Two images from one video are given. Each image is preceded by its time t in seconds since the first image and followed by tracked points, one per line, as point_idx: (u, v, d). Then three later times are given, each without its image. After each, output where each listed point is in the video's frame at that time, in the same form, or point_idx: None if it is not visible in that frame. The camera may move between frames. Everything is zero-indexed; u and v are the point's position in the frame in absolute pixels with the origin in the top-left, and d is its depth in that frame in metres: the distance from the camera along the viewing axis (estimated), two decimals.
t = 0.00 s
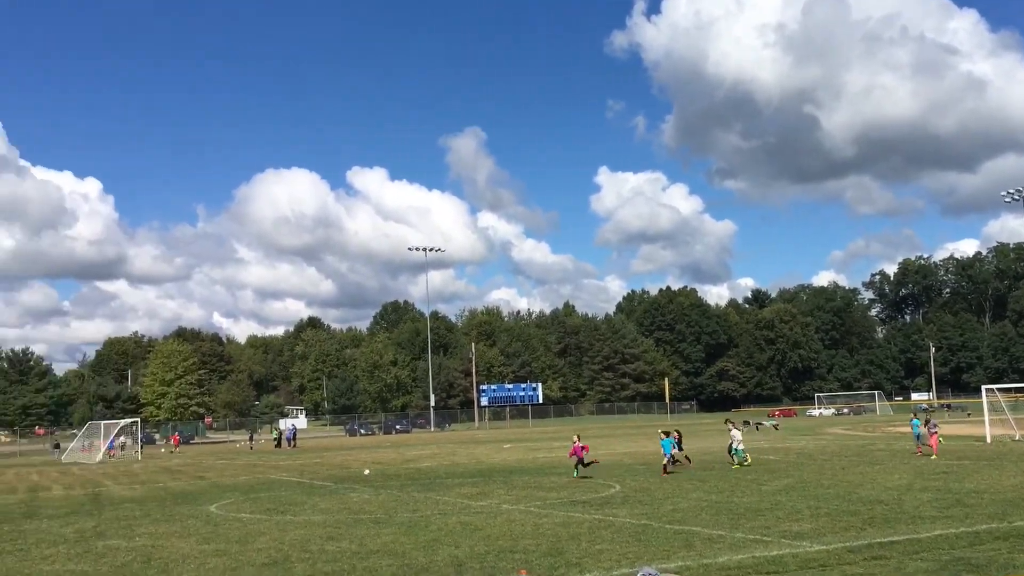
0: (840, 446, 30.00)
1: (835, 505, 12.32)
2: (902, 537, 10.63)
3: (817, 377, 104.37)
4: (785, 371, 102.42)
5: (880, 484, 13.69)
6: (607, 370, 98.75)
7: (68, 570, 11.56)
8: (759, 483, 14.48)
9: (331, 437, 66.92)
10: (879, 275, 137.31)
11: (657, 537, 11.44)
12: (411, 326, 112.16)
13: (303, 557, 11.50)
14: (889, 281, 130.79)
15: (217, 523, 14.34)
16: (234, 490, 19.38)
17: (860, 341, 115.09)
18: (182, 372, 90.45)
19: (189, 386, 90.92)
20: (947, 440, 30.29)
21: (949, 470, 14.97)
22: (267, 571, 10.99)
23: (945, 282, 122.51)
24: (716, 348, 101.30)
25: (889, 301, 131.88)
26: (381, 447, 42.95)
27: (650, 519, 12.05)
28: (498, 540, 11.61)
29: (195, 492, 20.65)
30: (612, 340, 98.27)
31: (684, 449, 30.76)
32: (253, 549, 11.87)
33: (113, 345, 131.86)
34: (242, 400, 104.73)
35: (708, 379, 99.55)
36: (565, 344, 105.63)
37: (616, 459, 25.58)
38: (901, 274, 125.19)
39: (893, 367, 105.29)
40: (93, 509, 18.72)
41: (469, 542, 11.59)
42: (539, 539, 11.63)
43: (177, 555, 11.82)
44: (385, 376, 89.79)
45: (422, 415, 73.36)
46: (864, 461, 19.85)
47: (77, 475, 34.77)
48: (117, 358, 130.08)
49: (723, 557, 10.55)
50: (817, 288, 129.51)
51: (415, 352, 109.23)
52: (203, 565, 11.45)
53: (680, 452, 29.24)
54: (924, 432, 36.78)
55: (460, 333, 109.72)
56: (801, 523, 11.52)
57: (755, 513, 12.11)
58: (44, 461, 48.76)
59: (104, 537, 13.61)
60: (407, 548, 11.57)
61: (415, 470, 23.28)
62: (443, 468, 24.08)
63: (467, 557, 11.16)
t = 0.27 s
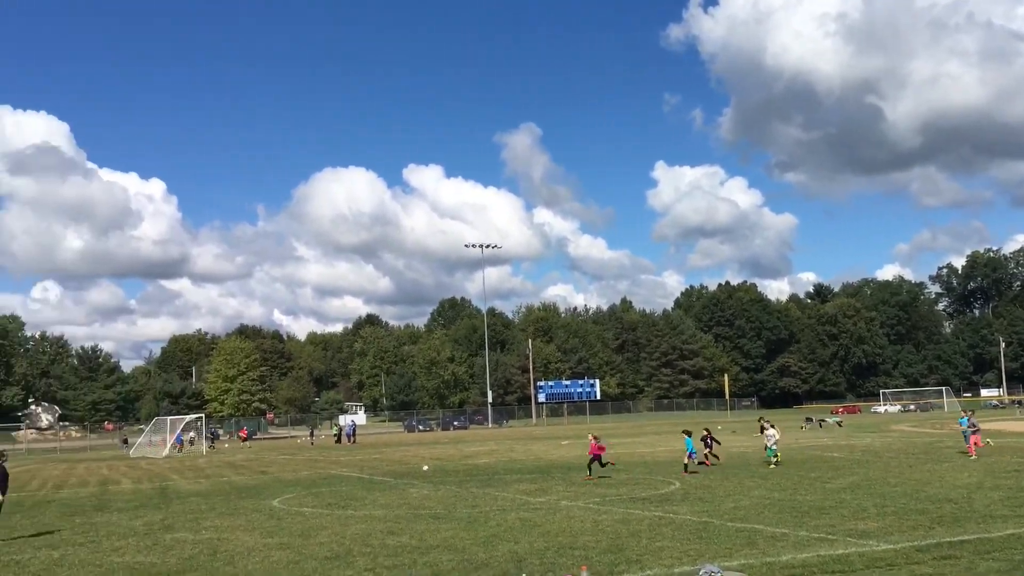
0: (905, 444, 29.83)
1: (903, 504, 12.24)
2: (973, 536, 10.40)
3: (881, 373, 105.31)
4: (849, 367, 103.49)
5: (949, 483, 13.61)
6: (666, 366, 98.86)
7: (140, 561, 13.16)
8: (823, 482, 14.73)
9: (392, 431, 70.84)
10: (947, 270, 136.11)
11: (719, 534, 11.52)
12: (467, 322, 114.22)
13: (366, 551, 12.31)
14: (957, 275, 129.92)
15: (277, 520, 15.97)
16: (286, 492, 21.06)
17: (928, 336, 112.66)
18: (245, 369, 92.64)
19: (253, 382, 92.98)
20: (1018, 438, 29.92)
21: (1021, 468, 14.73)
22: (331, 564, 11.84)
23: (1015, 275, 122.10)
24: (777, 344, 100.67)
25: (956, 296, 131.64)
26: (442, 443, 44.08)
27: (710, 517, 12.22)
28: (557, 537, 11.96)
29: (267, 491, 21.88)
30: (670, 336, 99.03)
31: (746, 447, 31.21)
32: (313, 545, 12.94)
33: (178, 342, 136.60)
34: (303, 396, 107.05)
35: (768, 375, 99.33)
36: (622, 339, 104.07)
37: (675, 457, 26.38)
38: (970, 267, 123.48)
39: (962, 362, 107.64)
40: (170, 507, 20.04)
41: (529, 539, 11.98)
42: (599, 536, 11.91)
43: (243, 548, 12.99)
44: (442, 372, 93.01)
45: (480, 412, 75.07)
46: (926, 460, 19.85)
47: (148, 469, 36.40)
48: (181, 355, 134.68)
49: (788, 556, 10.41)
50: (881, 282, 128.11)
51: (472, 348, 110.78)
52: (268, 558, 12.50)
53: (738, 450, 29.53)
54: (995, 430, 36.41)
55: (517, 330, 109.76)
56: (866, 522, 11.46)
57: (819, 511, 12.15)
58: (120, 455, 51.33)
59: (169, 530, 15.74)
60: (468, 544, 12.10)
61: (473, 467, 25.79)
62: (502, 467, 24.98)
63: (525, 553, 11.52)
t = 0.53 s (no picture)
0: (948, 439, 29.61)
1: (947, 500, 12.15)
2: (1018, 534, 10.23)
3: (924, 367, 106.18)
4: (891, 361, 104.98)
5: (993, 478, 13.53)
6: (703, 359, 100.71)
7: (181, 551, 13.63)
8: (864, 476, 14.89)
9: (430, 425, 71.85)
10: (991, 264, 133.75)
11: (758, 530, 11.57)
12: (504, 316, 115.89)
13: (404, 542, 12.76)
14: (1002, 268, 127.68)
15: (315, 513, 16.48)
16: (325, 487, 21.65)
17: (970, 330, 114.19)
18: (284, 361, 94.14)
19: (292, 374, 94.26)
20: None
21: None
22: (370, 555, 12.24)
23: None
24: (816, 339, 103.05)
25: (1001, 288, 129.44)
26: (480, 436, 44.66)
27: (749, 512, 12.31)
28: (595, 530, 12.16)
29: (310, 484, 22.44)
30: (709, 329, 100.50)
31: (786, 440, 31.55)
32: (350, 537, 13.45)
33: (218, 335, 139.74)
34: (340, 389, 108.57)
35: (809, 369, 101.39)
36: (661, 332, 108.17)
37: (713, 451, 26.93)
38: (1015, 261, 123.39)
39: (1006, 356, 105.89)
40: (212, 498, 20.64)
41: (567, 533, 12.19)
42: (637, 530, 12.05)
43: (282, 539, 13.70)
44: (479, 365, 93.44)
45: (516, 406, 76.15)
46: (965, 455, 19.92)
47: (191, 460, 37.33)
48: (221, 348, 137.76)
49: (828, 551, 10.34)
50: (923, 275, 127.10)
51: (509, 341, 112.31)
52: (307, 548, 12.99)
53: (777, 444, 29.59)
54: None
55: (554, 324, 114.56)
56: (909, 517, 11.38)
57: (860, 507, 12.15)
58: (164, 446, 52.85)
59: (209, 521, 16.42)
60: (505, 537, 12.34)
61: (508, 460, 26.98)
62: (540, 462, 25.38)
63: (563, 546, 11.67)
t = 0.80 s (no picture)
0: (971, 434, 29.35)
1: (967, 493, 12.13)
2: None
3: (946, 362, 106.20)
4: (913, 354, 104.31)
5: (1015, 474, 13.47)
6: (724, 352, 100.48)
7: (203, 539, 13.78)
8: (885, 470, 14.82)
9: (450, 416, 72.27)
10: (1015, 258, 132.20)
11: (776, 522, 11.59)
12: (524, 308, 116.31)
13: (423, 532, 12.86)
14: None
15: (335, 503, 16.69)
16: (345, 477, 21.85)
17: (995, 324, 113.05)
18: (305, 352, 94.58)
19: (312, 364, 94.58)
20: None
21: None
22: (389, 544, 12.34)
23: None
24: (838, 332, 102.34)
25: None
26: (499, 428, 44.80)
27: (768, 505, 12.34)
28: (613, 522, 12.24)
29: (330, 474, 22.63)
30: (729, 322, 100.30)
31: (807, 434, 31.53)
32: (368, 526, 13.61)
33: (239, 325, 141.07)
34: (360, 380, 109.15)
35: (830, 362, 101.00)
36: (680, 325, 108.60)
37: (731, 444, 27.03)
38: None
39: None
40: (233, 486, 20.87)
41: (584, 524, 12.27)
42: (656, 522, 12.11)
43: (302, 528, 13.88)
44: (499, 357, 93.67)
45: (537, 397, 76.68)
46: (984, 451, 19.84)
47: (211, 449, 37.66)
48: (242, 338, 139.11)
49: (847, 544, 10.31)
50: (946, 268, 126.15)
51: (528, 334, 112.62)
52: (327, 538, 13.14)
53: (797, 438, 29.49)
54: None
55: (573, 315, 115.31)
56: (929, 511, 11.37)
57: (880, 501, 12.13)
58: (186, 436, 53.46)
59: (230, 510, 16.62)
60: (523, 528, 12.43)
61: (527, 452, 27.10)
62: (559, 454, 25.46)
63: (581, 537, 11.70)
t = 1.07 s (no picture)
0: (990, 424, 29.07)
1: (984, 485, 12.06)
2: None
3: (964, 352, 105.39)
4: (931, 345, 103.87)
5: None
6: (739, 342, 100.44)
7: (218, 525, 13.90)
8: (900, 461, 14.76)
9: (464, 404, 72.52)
10: None
11: (791, 512, 11.57)
12: (538, 298, 116.56)
13: (436, 520, 12.94)
14: None
15: (349, 490, 16.82)
16: (359, 465, 21.96)
17: (1013, 315, 112.19)
18: (320, 340, 95.03)
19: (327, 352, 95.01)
20: None
21: None
22: (402, 532, 12.41)
23: None
24: (855, 322, 102.39)
25: None
26: (513, 417, 44.89)
27: (782, 495, 12.33)
28: (627, 511, 12.27)
29: (344, 462, 22.77)
30: (744, 312, 100.20)
31: (823, 424, 31.47)
32: (382, 514, 13.71)
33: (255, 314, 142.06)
34: (375, 368, 109.52)
35: (846, 352, 100.48)
36: (695, 315, 108.53)
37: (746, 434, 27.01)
38: None
39: None
40: (249, 473, 21.04)
41: (597, 513, 12.30)
42: (669, 512, 12.14)
43: (316, 516, 13.98)
44: (513, 346, 93.74)
45: (551, 386, 76.76)
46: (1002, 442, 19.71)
47: (227, 437, 37.95)
48: (258, 326, 140.14)
49: (862, 535, 10.28)
50: (964, 258, 125.23)
51: (543, 322, 112.80)
52: (341, 525, 13.23)
53: (813, 428, 29.36)
54: None
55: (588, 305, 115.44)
56: (945, 502, 11.31)
57: (896, 491, 12.10)
58: (203, 423, 53.96)
59: (245, 496, 16.75)
60: (536, 516, 12.49)
61: (541, 440, 27.15)
62: (573, 443, 25.50)
63: (595, 526, 11.74)
